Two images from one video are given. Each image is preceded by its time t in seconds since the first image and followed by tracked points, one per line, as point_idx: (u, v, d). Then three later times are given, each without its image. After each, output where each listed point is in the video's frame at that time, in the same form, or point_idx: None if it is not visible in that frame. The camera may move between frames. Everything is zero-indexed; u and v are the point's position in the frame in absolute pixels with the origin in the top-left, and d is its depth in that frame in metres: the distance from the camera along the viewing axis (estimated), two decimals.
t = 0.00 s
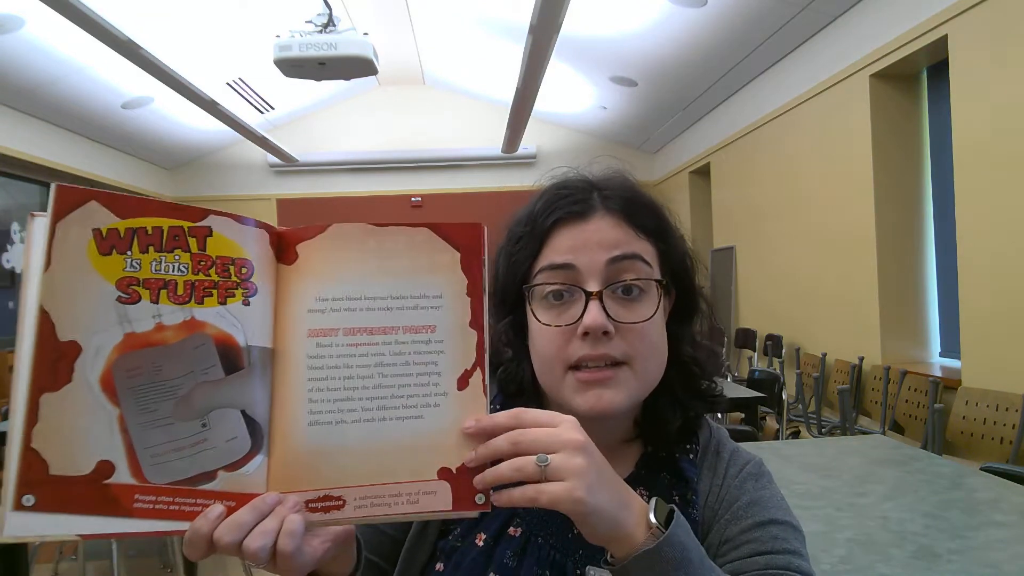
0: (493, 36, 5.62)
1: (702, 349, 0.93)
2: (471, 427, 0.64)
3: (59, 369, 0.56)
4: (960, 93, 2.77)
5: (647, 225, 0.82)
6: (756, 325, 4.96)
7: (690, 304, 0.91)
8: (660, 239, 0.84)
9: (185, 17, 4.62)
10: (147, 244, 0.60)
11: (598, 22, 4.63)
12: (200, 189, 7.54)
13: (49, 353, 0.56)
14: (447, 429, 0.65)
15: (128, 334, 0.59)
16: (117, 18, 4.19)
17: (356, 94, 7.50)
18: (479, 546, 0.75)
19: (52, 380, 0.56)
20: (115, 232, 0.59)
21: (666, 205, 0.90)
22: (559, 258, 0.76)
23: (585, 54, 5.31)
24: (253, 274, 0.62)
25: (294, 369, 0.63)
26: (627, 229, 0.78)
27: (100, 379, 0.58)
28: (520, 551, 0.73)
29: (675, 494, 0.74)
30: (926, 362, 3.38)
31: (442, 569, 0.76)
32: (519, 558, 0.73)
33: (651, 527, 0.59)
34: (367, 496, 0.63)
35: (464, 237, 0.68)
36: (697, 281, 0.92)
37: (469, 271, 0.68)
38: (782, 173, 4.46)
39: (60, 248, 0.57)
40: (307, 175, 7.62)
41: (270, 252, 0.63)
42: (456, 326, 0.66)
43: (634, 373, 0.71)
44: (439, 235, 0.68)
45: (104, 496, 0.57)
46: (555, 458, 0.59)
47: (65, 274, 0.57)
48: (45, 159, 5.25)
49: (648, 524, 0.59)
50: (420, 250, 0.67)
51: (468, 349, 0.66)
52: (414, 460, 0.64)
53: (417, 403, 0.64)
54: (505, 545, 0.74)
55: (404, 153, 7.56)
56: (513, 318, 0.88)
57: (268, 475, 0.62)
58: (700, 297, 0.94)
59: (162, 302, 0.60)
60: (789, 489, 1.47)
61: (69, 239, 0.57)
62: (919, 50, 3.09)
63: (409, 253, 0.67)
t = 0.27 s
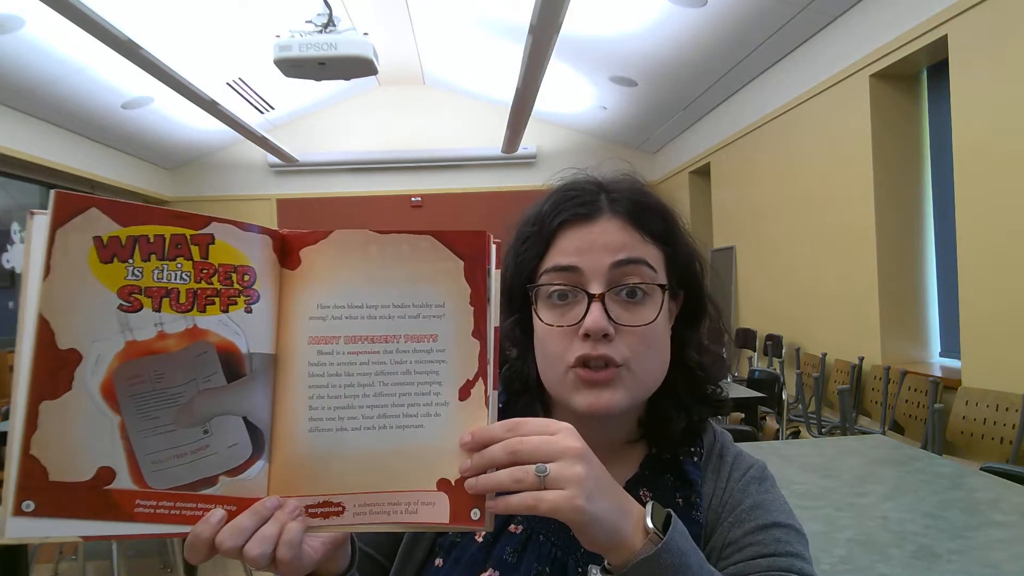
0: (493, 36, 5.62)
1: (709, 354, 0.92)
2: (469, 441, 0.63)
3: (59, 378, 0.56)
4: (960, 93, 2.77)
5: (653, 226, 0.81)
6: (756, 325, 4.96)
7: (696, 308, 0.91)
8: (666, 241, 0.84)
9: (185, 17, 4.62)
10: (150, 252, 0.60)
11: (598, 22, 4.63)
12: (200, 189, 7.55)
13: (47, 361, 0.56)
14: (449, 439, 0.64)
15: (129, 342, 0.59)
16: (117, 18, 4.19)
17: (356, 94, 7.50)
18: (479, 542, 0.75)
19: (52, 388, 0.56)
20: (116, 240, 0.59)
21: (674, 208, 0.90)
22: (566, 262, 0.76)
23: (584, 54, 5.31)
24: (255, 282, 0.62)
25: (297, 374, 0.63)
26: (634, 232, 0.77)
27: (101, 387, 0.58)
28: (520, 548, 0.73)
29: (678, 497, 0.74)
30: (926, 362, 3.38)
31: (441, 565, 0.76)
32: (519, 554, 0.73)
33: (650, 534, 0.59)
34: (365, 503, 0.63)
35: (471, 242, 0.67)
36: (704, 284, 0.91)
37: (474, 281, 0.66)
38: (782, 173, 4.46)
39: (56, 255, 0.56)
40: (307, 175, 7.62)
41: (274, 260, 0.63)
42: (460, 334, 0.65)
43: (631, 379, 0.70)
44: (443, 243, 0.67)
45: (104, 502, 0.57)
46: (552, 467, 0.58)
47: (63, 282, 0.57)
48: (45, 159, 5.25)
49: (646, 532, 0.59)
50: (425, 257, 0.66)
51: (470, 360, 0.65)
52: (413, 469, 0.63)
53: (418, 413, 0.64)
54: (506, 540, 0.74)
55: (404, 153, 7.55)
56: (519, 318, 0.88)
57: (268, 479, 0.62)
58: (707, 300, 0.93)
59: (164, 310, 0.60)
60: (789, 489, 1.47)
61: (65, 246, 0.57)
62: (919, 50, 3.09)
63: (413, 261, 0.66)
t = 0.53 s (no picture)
0: (493, 36, 5.62)
1: (709, 356, 0.93)
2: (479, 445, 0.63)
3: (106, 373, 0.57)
4: (960, 93, 2.77)
5: (660, 228, 0.83)
6: (756, 326, 4.97)
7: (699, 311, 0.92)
8: (671, 241, 0.86)
9: (185, 17, 4.62)
10: (195, 256, 0.62)
11: (598, 22, 4.64)
12: (201, 188, 7.55)
13: (96, 357, 0.56)
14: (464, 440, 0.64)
15: (172, 341, 0.60)
16: (117, 18, 4.19)
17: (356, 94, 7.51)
18: (477, 545, 0.76)
19: (97, 383, 0.56)
20: (165, 243, 0.61)
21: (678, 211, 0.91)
22: (575, 254, 0.77)
23: (585, 54, 5.32)
24: (288, 292, 0.65)
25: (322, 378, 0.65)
26: (643, 230, 0.79)
27: (143, 383, 0.59)
28: (518, 552, 0.74)
29: (678, 497, 0.75)
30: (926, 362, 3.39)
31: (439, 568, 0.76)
32: (518, 557, 0.73)
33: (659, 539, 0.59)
34: (386, 504, 0.63)
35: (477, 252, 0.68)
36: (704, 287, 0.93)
37: (481, 283, 0.68)
38: (781, 173, 4.47)
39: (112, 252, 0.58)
40: (307, 175, 7.62)
41: (303, 275, 0.66)
42: (471, 339, 0.66)
43: (641, 371, 0.71)
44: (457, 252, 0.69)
45: (138, 498, 0.57)
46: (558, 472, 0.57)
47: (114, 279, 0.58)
48: (45, 159, 5.25)
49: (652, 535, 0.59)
50: (437, 265, 0.69)
51: (480, 359, 0.65)
52: (436, 469, 0.64)
53: (433, 415, 0.64)
54: (504, 544, 0.75)
55: (405, 153, 7.56)
56: (524, 316, 0.87)
57: (293, 480, 0.63)
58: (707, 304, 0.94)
59: (206, 312, 0.62)
60: (789, 489, 1.48)
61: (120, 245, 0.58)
62: (919, 50, 3.10)
63: (428, 270, 0.68)
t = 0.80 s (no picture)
0: (493, 36, 5.62)
1: (699, 348, 0.94)
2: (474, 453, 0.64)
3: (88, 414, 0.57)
4: (959, 93, 2.77)
5: (652, 226, 0.84)
6: (756, 326, 4.96)
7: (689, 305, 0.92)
8: (662, 238, 0.86)
9: (185, 17, 4.62)
10: (170, 289, 0.61)
11: (599, 22, 4.64)
12: (201, 188, 7.55)
13: (75, 400, 0.57)
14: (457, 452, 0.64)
15: (152, 377, 0.59)
16: (117, 18, 4.19)
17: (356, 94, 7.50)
18: (471, 548, 0.76)
19: (79, 426, 0.57)
20: (138, 279, 0.60)
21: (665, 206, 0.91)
22: (568, 260, 0.76)
23: (584, 54, 5.32)
24: (265, 316, 0.63)
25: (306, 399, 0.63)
26: (637, 232, 0.79)
27: (126, 423, 0.59)
28: (514, 554, 0.74)
29: (675, 497, 0.75)
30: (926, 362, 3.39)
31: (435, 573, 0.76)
32: (513, 560, 0.73)
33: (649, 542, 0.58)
34: (383, 522, 0.63)
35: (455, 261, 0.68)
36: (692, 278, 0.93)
37: (463, 297, 0.67)
38: (781, 173, 4.47)
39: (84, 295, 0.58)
40: (307, 175, 7.62)
41: (278, 297, 0.64)
42: (456, 350, 0.66)
43: (647, 369, 0.72)
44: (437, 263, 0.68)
45: (131, 537, 0.58)
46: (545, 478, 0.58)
47: (90, 320, 0.58)
48: (45, 159, 5.25)
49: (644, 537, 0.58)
50: (414, 279, 0.67)
51: (468, 370, 0.65)
52: (429, 485, 0.64)
53: (423, 427, 0.64)
54: (499, 547, 0.75)
55: (405, 153, 7.56)
56: (516, 321, 0.86)
57: (287, 506, 0.62)
58: (695, 295, 0.94)
59: (185, 344, 0.61)
60: (789, 489, 1.47)
61: (92, 286, 0.58)
62: (919, 50, 3.10)
63: (408, 283, 0.67)
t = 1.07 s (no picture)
0: (493, 36, 5.62)
1: (690, 340, 0.93)
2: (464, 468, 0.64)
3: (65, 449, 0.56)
4: (959, 93, 2.77)
5: (637, 223, 0.83)
6: (756, 326, 4.96)
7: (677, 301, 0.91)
8: (648, 233, 0.86)
9: (184, 17, 4.62)
10: (143, 316, 0.61)
11: (598, 22, 4.63)
12: (201, 189, 7.55)
13: (52, 434, 0.56)
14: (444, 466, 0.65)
15: (130, 407, 0.59)
16: (117, 18, 4.19)
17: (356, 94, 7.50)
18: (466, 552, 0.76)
19: (56, 461, 0.56)
20: (112, 306, 0.59)
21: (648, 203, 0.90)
22: (552, 258, 0.77)
23: (584, 54, 5.32)
24: (244, 337, 0.62)
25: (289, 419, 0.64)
26: (625, 230, 0.79)
27: (105, 455, 0.58)
28: (510, 558, 0.74)
29: (672, 497, 0.75)
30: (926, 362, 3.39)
31: None
32: (509, 563, 0.74)
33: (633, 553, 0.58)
34: (372, 541, 0.64)
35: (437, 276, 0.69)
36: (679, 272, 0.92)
37: (450, 311, 0.68)
38: (781, 173, 4.47)
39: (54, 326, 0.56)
40: (307, 175, 7.61)
41: (256, 315, 0.64)
42: (443, 365, 0.67)
43: (641, 361, 0.71)
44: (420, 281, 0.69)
45: (117, 568, 0.58)
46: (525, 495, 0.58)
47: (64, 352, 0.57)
48: (45, 159, 5.25)
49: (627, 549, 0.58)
50: (399, 295, 0.68)
51: (456, 386, 0.66)
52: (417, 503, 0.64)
53: (412, 444, 0.65)
54: (494, 551, 0.75)
55: (405, 153, 7.55)
56: (507, 323, 0.85)
57: (274, 529, 0.63)
58: (683, 288, 0.93)
59: (162, 371, 0.61)
60: (788, 489, 1.47)
61: (63, 316, 0.57)
62: (920, 50, 3.09)
63: (393, 298, 0.68)
